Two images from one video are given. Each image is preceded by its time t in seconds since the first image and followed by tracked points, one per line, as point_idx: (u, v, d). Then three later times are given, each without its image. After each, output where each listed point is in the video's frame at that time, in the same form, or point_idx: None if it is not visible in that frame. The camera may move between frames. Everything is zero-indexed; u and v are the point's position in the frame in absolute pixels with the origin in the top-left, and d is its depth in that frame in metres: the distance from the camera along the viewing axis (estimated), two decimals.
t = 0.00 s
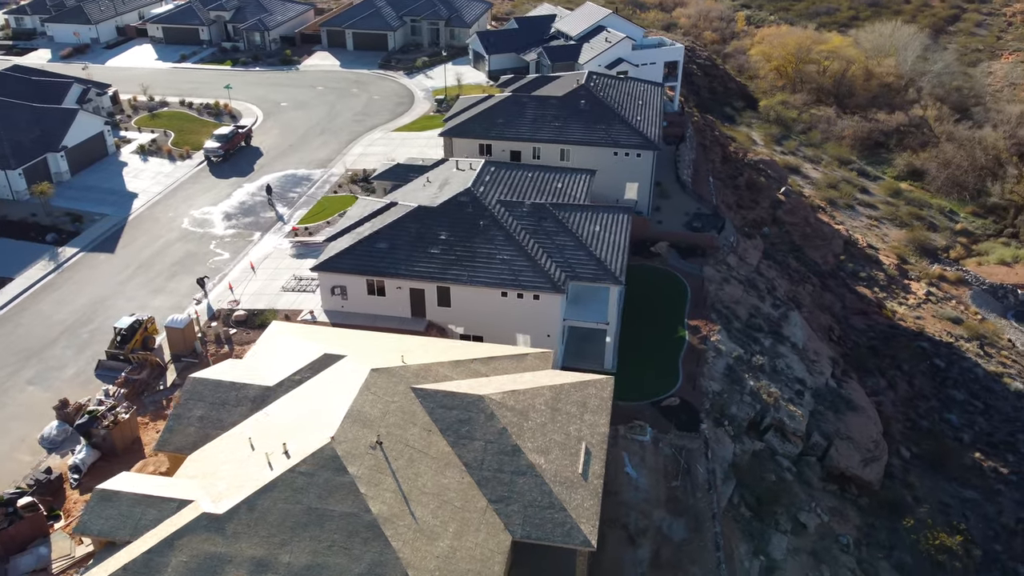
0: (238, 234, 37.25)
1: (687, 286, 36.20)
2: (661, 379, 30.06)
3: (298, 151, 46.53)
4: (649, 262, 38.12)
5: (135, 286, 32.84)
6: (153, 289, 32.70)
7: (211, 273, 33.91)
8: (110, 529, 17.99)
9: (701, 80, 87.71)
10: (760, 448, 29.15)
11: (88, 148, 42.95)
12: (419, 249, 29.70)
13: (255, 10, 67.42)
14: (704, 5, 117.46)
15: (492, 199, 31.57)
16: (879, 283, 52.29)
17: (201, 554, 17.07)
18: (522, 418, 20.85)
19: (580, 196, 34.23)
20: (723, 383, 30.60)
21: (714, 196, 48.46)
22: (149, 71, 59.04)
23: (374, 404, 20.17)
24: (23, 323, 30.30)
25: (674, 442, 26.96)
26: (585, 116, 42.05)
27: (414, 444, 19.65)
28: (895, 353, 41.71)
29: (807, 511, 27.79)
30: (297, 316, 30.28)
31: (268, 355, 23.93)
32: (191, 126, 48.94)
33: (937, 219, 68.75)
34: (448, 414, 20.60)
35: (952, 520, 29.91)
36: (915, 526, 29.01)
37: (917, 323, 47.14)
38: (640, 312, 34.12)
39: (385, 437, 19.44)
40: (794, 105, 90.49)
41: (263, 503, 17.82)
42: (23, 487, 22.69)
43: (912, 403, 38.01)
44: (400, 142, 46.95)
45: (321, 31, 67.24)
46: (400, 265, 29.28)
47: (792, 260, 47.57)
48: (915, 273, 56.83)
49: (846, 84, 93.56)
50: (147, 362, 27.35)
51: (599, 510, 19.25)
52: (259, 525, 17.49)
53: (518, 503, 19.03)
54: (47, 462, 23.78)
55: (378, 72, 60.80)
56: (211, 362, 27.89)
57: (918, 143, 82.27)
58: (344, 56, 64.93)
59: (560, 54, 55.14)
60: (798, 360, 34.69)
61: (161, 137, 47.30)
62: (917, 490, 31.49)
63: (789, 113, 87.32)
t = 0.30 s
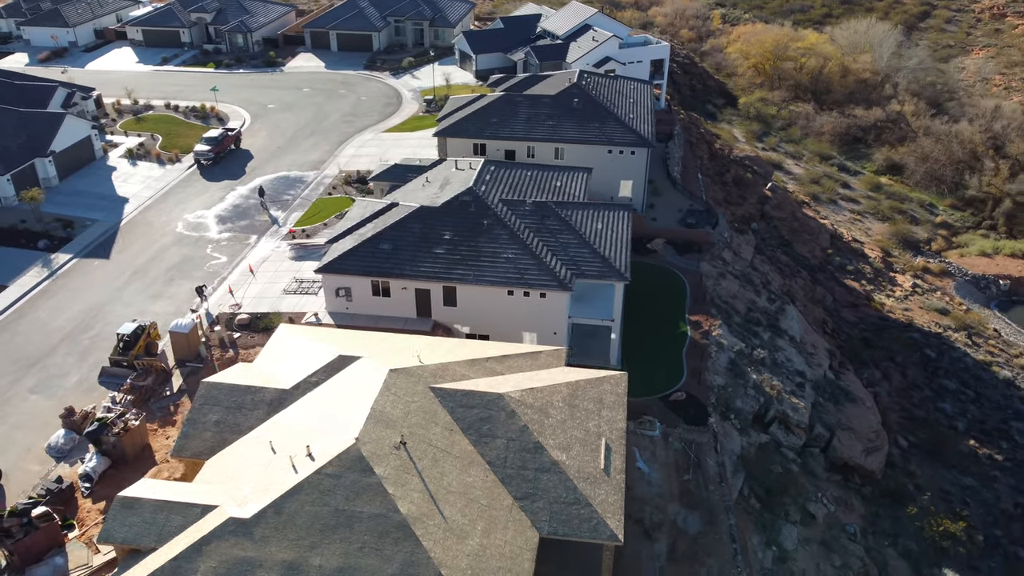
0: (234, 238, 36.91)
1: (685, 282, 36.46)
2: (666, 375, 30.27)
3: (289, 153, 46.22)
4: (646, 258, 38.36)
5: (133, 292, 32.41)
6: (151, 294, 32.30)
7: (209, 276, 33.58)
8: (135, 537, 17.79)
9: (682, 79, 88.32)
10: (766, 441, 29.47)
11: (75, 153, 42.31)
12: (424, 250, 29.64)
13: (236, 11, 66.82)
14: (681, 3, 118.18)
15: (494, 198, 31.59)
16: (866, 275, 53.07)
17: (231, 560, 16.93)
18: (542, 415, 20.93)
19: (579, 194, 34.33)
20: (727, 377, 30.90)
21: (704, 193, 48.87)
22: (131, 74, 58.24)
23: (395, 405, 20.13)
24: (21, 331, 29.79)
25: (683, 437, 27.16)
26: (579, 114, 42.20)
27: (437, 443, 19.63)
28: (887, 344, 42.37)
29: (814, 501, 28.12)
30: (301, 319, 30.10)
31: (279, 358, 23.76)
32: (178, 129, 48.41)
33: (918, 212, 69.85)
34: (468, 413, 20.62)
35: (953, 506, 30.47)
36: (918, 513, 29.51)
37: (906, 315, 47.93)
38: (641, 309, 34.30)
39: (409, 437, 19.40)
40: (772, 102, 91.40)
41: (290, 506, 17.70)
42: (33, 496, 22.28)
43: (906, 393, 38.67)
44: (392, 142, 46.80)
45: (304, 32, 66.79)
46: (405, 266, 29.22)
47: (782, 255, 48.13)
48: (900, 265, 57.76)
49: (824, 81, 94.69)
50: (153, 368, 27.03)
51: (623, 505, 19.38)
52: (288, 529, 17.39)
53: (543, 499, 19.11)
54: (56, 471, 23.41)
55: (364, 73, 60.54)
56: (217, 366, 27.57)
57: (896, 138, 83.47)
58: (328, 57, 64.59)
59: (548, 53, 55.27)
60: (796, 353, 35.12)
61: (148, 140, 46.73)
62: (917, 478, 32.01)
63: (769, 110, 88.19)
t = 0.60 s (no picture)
0: (232, 241, 36.58)
1: (684, 277, 36.76)
2: (672, 370, 30.48)
3: (281, 155, 45.88)
4: (644, 255, 38.58)
5: (133, 297, 32.00)
6: (151, 299, 31.92)
7: (209, 280, 33.26)
8: (162, 543, 17.60)
9: (663, 76, 88.83)
10: (772, 433, 29.80)
11: (64, 157, 41.68)
12: (429, 249, 29.60)
13: (219, 12, 66.26)
14: (658, 1, 118.72)
15: (497, 197, 31.62)
16: (854, 268, 53.81)
17: (262, 563, 16.82)
18: (563, 412, 21.02)
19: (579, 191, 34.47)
20: (731, 371, 31.21)
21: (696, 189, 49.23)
22: (113, 77, 57.45)
23: (417, 404, 20.11)
24: (20, 338, 29.29)
25: (693, 431, 27.38)
26: (573, 112, 42.35)
27: (460, 441, 19.64)
28: (879, 335, 43.02)
29: (822, 491, 28.46)
30: (306, 321, 29.90)
31: (293, 360, 23.60)
32: (166, 132, 47.85)
33: (900, 206, 70.88)
34: (489, 411, 20.66)
35: (953, 492, 31.05)
36: (921, 501, 30.03)
37: (895, 306, 48.69)
38: (643, 305, 34.49)
39: (433, 436, 19.38)
40: (752, 98, 92.18)
41: (320, 508, 17.61)
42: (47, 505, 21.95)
43: (900, 384, 39.31)
44: (384, 143, 46.62)
45: (288, 33, 66.29)
46: (411, 266, 29.17)
47: (773, 249, 48.64)
48: (885, 258, 58.64)
49: (802, 77, 95.76)
50: (160, 373, 26.76)
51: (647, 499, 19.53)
52: (318, 531, 17.30)
53: (570, 495, 19.19)
54: (67, 479, 23.06)
55: (351, 74, 60.22)
56: (224, 370, 27.33)
57: (875, 133, 84.60)
58: (313, 58, 64.20)
59: (536, 52, 55.36)
60: (796, 346, 35.54)
61: (136, 144, 46.14)
62: (918, 466, 32.51)
63: (749, 106, 88.94)
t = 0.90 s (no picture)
0: (229, 244, 36.23)
1: (682, 273, 37.01)
2: (677, 365, 30.70)
3: (273, 157, 45.53)
4: (641, 251, 38.80)
5: (132, 302, 31.58)
6: (151, 303, 31.52)
7: (209, 284, 32.92)
8: (191, 549, 17.44)
9: (644, 75, 89.28)
10: (778, 425, 30.13)
11: (52, 162, 41.03)
12: (435, 249, 29.55)
13: (200, 14, 65.60)
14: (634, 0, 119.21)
15: (500, 196, 31.64)
16: (841, 262, 54.54)
17: (295, 566, 16.73)
18: (583, 408, 21.12)
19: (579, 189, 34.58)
20: (734, 365, 31.51)
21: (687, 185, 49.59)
22: (95, 81, 56.61)
23: (440, 404, 20.10)
24: (19, 346, 28.81)
25: (702, 424, 27.60)
26: (566, 111, 42.49)
27: (485, 440, 19.65)
28: (871, 327, 43.66)
29: (828, 481, 28.82)
30: (312, 323, 29.72)
31: (307, 362, 23.49)
32: (153, 136, 47.27)
33: (881, 200, 71.94)
34: (511, 408, 20.68)
35: (954, 479, 31.61)
36: (924, 489, 30.55)
37: (884, 298, 49.44)
38: (644, 301, 34.66)
39: (458, 435, 19.38)
40: (732, 96, 92.92)
41: (350, 509, 17.54)
42: (60, 515, 21.64)
43: (894, 375, 39.93)
44: (377, 144, 46.43)
45: (271, 34, 65.76)
46: (417, 266, 29.11)
47: (764, 244, 49.14)
48: (870, 251, 59.51)
49: (780, 74, 96.71)
50: (167, 378, 26.43)
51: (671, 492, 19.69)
52: (350, 532, 17.23)
53: (595, 490, 19.29)
54: (79, 487, 22.78)
55: (337, 75, 59.87)
56: (232, 373, 27.04)
57: (854, 129, 85.71)
58: (297, 59, 63.75)
59: (524, 51, 55.43)
60: (794, 339, 35.96)
61: (124, 147, 45.54)
62: (917, 453, 33.04)
63: (729, 103, 89.62)
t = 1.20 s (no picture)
0: (226, 247, 35.87)
1: (681, 270, 37.26)
2: (682, 360, 30.92)
3: (264, 160, 45.15)
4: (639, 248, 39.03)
5: (132, 308, 31.19)
6: (152, 309, 31.15)
7: (209, 288, 32.58)
8: (221, 555, 17.30)
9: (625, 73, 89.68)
10: (783, 417, 30.48)
11: (40, 167, 40.36)
12: (441, 249, 29.51)
13: (181, 16, 64.88)
14: None
15: (503, 195, 31.65)
16: (828, 256, 55.25)
17: (329, 569, 16.65)
18: (604, 404, 21.24)
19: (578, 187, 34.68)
20: (738, 359, 31.83)
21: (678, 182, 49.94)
22: (76, 84, 55.74)
23: (463, 403, 20.11)
24: (20, 355, 28.32)
25: (711, 418, 27.83)
26: (560, 110, 42.61)
27: (510, 438, 19.69)
28: (863, 319, 44.30)
29: (834, 472, 29.20)
30: (318, 325, 29.56)
31: (321, 365, 23.39)
32: (141, 139, 46.67)
33: (863, 194, 72.97)
34: (533, 406, 20.73)
35: (953, 467, 32.20)
36: (925, 476, 31.10)
37: (872, 291, 50.18)
38: (646, 298, 34.86)
39: (484, 434, 19.40)
40: (712, 93, 93.58)
41: (381, 510, 17.49)
42: (77, 525, 21.33)
43: (888, 366, 40.58)
44: (369, 145, 46.25)
45: (254, 36, 65.17)
46: (423, 266, 29.07)
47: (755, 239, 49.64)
48: (856, 245, 60.35)
49: (758, 71, 97.60)
50: (175, 385, 26.15)
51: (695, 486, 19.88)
52: (383, 533, 17.19)
53: (621, 486, 19.41)
54: (93, 497, 22.46)
55: (323, 76, 59.51)
56: (240, 378, 26.81)
57: (833, 124, 86.77)
58: (282, 61, 63.27)
59: (511, 51, 55.48)
60: (793, 332, 36.38)
61: (112, 152, 44.90)
62: (917, 442, 33.59)
63: (709, 101, 90.16)
